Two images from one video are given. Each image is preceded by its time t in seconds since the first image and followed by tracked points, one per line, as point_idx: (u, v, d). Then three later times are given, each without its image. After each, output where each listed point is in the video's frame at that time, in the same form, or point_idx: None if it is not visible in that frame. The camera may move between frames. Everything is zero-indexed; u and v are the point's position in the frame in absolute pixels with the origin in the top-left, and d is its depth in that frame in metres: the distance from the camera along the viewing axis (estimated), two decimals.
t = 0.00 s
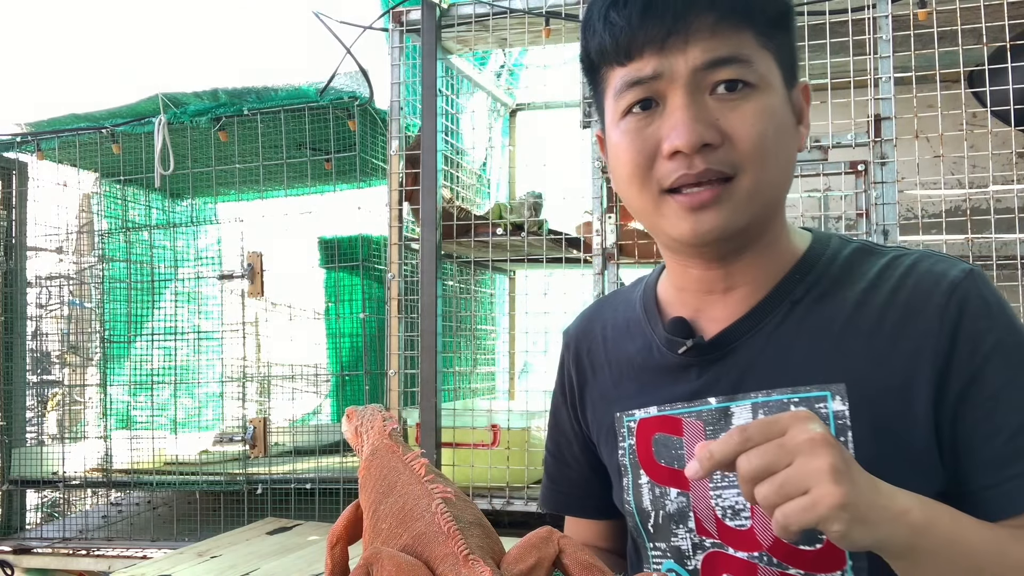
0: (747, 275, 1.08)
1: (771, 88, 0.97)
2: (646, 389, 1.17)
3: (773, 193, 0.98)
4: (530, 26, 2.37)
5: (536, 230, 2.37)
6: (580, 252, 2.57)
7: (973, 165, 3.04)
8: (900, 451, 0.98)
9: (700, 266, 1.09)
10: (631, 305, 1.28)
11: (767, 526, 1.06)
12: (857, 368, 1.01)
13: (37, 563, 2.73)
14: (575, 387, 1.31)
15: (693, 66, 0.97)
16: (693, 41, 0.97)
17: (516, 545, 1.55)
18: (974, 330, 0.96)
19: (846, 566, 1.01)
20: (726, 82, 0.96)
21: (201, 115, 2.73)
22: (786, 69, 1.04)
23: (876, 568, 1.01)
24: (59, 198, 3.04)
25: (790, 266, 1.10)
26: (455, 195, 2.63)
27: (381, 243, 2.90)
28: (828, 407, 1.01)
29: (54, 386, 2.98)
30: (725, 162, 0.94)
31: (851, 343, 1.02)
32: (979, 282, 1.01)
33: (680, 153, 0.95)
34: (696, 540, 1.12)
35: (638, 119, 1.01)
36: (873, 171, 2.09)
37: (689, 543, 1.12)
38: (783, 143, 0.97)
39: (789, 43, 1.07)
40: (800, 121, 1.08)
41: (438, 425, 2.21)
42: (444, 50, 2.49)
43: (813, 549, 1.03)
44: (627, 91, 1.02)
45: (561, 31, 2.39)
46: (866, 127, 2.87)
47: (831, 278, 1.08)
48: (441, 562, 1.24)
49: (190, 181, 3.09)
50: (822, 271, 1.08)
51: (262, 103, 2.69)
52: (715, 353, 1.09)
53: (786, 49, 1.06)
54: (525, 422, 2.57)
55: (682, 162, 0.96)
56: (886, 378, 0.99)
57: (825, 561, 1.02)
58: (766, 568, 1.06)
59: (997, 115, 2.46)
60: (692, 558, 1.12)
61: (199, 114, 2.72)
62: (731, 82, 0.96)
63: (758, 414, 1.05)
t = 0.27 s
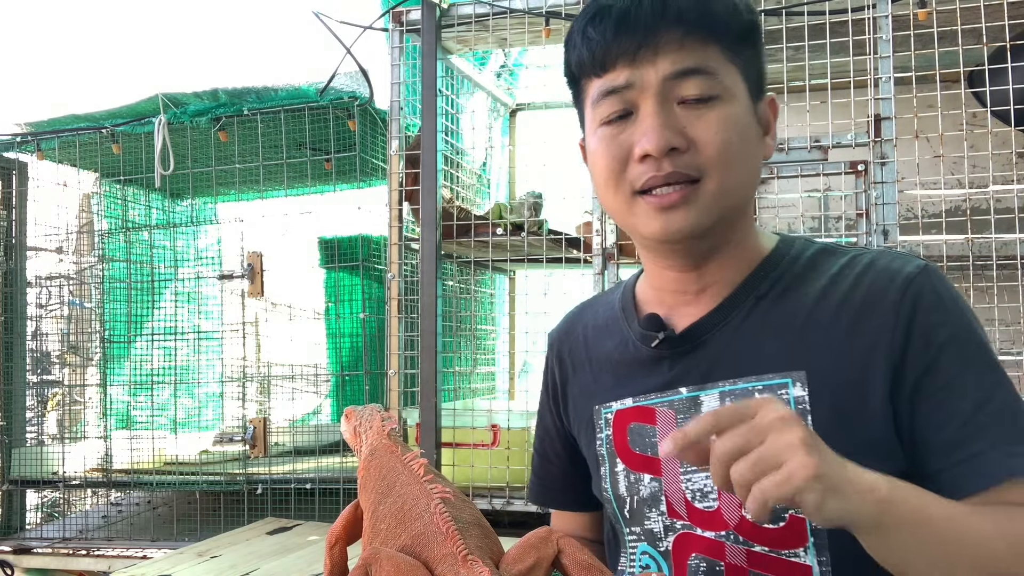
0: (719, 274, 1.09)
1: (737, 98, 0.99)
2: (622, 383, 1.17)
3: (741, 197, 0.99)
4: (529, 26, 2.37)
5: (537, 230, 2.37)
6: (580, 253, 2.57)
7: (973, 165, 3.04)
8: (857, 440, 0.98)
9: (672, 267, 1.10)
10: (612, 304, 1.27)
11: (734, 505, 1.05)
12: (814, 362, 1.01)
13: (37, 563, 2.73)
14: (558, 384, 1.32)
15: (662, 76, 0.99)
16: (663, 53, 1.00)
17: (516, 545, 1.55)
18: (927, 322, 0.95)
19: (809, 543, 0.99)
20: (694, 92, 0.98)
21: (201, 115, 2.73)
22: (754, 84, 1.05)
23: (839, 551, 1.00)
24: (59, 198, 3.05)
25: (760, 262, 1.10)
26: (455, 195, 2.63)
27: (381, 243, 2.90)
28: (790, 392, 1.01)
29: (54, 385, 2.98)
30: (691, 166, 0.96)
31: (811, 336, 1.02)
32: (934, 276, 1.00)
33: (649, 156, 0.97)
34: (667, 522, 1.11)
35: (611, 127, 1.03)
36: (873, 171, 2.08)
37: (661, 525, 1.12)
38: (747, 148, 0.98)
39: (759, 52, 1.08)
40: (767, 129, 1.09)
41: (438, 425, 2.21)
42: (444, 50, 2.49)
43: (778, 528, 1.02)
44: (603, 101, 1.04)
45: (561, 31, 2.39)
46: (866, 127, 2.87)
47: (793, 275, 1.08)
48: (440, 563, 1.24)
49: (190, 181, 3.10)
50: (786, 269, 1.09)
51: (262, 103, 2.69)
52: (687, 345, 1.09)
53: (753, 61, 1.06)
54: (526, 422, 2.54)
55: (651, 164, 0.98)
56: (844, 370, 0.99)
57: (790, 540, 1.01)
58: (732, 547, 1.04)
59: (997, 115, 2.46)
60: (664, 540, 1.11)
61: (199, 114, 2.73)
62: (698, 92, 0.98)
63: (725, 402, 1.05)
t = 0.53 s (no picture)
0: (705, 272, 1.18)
1: (730, 95, 1.07)
2: (615, 385, 1.24)
3: (737, 188, 1.05)
4: (529, 26, 2.37)
5: (537, 230, 2.37)
6: (580, 253, 2.57)
7: (973, 165, 3.04)
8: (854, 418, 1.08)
9: (663, 260, 1.17)
10: (602, 306, 1.35)
11: (733, 499, 1.11)
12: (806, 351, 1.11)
13: (37, 563, 2.73)
14: (548, 386, 1.37)
15: (662, 69, 1.06)
16: (661, 48, 1.07)
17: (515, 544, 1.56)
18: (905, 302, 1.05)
19: (807, 532, 1.06)
20: (690, 87, 1.05)
21: (201, 115, 2.73)
22: (744, 87, 1.14)
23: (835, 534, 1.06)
24: (59, 198, 3.04)
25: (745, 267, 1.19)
26: (455, 195, 2.63)
27: (381, 243, 2.90)
28: (783, 388, 1.11)
29: (54, 385, 2.98)
30: (689, 154, 1.02)
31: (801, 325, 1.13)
32: (908, 264, 1.11)
33: (648, 144, 1.02)
34: (667, 519, 1.16)
35: (609, 119, 1.09)
36: (873, 171, 2.08)
37: (661, 522, 1.16)
38: (740, 140, 1.05)
39: (750, 69, 1.18)
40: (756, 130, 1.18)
41: (438, 425, 2.21)
42: (444, 50, 2.49)
43: (775, 519, 1.08)
44: (603, 93, 1.10)
45: (561, 31, 2.40)
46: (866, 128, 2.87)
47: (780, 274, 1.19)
48: (440, 563, 1.24)
49: (190, 181, 3.09)
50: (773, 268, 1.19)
51: (262, 103, 2.69)
52: (680, 345, 1.17)
53: (745, 71, 1.16)
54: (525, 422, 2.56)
55: (650, 152, 1.03)
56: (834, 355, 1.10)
57: (790, 531, 1.07)
58: (734, 539, 1.09)
59: (997, 115, 2.45)
60: (664, 536, 1.15)
61: (199, 114, 2.73)
62: (694, 87, 1.05)
63: (719, 398, 1.14)
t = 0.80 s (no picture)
0: (709, 277, 1.18)
1: (736, 101, 1.07)
2: (617, 387, 1.24)
3: (741, 195, 1.06)
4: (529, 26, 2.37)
5: (536, 230, 2.37)
6: (580, 253, 2.57)
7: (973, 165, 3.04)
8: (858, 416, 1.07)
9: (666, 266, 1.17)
10: (604, 307, 1.35)
11: (735, 499, 1.11)
12: (810, 354, 1.11)
13: (37, 563, 2.73)
14: (550, 386, 1.37)
15: (670, 75, 1.06)
16: (669, 54, 1.06)
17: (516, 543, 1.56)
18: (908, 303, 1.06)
19: (809, 532, 1.06)
20: (698, 94, 1.05)
21: (201, 115, 2.73)
22: (750, 93, 1.15)
23: (837, 535, 1.05)
24: (59, 199, 3.04)
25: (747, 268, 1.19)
26: (455, 195, 2.63)
27: (381, 243, 2.89)
28: (785, 388, 1.10)
29: (54, 385, 2.98)
30: (697, 164, 1.02)
31: (804, 326, 1.13)
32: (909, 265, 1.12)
33: (657, 153, 1.02)
34: (669, 519, 1.16)
35: (616, 126, 1.08)
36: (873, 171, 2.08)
37: (663, 522, 1.16)
38: (744, 149, 1.05)
39: (755, 77, 1.18)
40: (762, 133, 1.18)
41: (438, 425, 2.21)
42: (444, 50, 2.49)
43: (777, 519, 1.08)
44: (609, 99, 1.10)
45: (561, 31, 2.40)
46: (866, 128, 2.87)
47: (783, 277, 1.19)
48: (440, 562, 1.24)
49: (190, 181, 3.10)
50: (776, 271, 1.19)
51: (262, 103, 2.69)
52: (684, 347, 1.17)
53: (751, 78, 1.16)
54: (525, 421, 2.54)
55: (659, 162, 1.02)
56: (837, 356, 1.10)
57: (791, 530, 1.07)
58: (736, 539, 1.09)
59: (997, 115, 2.45)
60: (666, 536, 1.15)
61: (199, 114, 2.73)
62: (702, 94, 1.05)
63: (721, 398, 1.14)
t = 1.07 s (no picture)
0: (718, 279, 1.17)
1: (748, 101, 1.07)
2: (625, 391, 1.24)
3: (753, 197, 1.06)
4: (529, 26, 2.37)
5: (537, 230, 2.37)
6: (581, 253, 2.56)
7: (973, 165, 3.04)
8: (871, 423, 1.06)
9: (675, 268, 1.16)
10: (607, 306, 1.35)
11: (747, 510, 1.12)
12: (818, 358, 1.11)
13: (37, 563, 2.73)
14: (554, 387, 1.37)
15: (683, 73, 1.05)
16: (682, 52, 1.06)
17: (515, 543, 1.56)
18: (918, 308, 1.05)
19: (821, 543, 1.07)
20: (711, 94, 1.05)
21: (201, 115, 2.73)
22: (762, 92, 1.14)
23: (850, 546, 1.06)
24: (59, 198, 3.04)
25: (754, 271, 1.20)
26: (455, 195, 2.63)
27: (381, 243, 2.89)
28: (796, 397, 1.10)
29: (54, 385, 2.98)
30: (710, 166, 1.01)
31: (814, 332, 1.12)
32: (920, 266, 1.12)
33: (669, 155, 1.01)
34: (677, 527, 1.17)
35: (627, 125, 1.08)
36: (873, 171, 2.08)
37: (671, 530, 1.18)
38: (757, 151, 1.05)
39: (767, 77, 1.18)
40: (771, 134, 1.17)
41: (438, 425, 2.21)
42: (444, 50, 2.49)
43: (789, 529, 1.09)
44: (620, 97, 1.09)
45: (561, 31, 2.40)
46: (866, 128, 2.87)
47: (791, 281, 1.18)
48: (440, 562, 1.24)
49: (190, 181, 3.10)
50: (784, 275, 1.19)
51: (262, 103, 2.69)
52: (693, 351, 1.17)
53: (762, 78, 1.16)
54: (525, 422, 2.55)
55: (671, 164, 1.01)
56: (848, 362, 1.09)
57: (802, 540, 1.08)
58: (747, 549, 1.11)
59: (997, 115, 2.45)
60: (674, 544, 1.18)
61: (199, 114, 2.73)
62: (715, 93, 1.05)
63: (730, 406, 1.14)
